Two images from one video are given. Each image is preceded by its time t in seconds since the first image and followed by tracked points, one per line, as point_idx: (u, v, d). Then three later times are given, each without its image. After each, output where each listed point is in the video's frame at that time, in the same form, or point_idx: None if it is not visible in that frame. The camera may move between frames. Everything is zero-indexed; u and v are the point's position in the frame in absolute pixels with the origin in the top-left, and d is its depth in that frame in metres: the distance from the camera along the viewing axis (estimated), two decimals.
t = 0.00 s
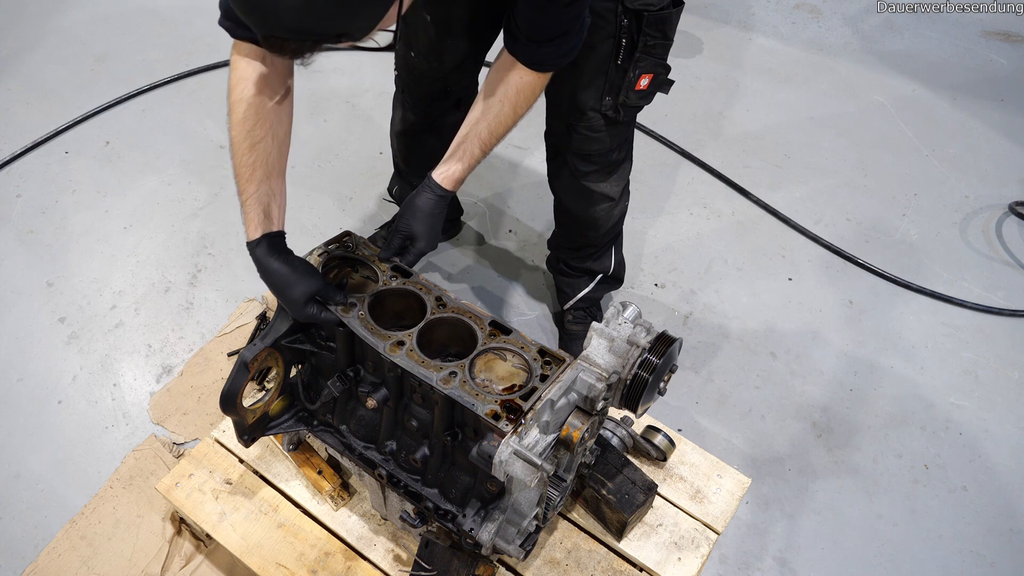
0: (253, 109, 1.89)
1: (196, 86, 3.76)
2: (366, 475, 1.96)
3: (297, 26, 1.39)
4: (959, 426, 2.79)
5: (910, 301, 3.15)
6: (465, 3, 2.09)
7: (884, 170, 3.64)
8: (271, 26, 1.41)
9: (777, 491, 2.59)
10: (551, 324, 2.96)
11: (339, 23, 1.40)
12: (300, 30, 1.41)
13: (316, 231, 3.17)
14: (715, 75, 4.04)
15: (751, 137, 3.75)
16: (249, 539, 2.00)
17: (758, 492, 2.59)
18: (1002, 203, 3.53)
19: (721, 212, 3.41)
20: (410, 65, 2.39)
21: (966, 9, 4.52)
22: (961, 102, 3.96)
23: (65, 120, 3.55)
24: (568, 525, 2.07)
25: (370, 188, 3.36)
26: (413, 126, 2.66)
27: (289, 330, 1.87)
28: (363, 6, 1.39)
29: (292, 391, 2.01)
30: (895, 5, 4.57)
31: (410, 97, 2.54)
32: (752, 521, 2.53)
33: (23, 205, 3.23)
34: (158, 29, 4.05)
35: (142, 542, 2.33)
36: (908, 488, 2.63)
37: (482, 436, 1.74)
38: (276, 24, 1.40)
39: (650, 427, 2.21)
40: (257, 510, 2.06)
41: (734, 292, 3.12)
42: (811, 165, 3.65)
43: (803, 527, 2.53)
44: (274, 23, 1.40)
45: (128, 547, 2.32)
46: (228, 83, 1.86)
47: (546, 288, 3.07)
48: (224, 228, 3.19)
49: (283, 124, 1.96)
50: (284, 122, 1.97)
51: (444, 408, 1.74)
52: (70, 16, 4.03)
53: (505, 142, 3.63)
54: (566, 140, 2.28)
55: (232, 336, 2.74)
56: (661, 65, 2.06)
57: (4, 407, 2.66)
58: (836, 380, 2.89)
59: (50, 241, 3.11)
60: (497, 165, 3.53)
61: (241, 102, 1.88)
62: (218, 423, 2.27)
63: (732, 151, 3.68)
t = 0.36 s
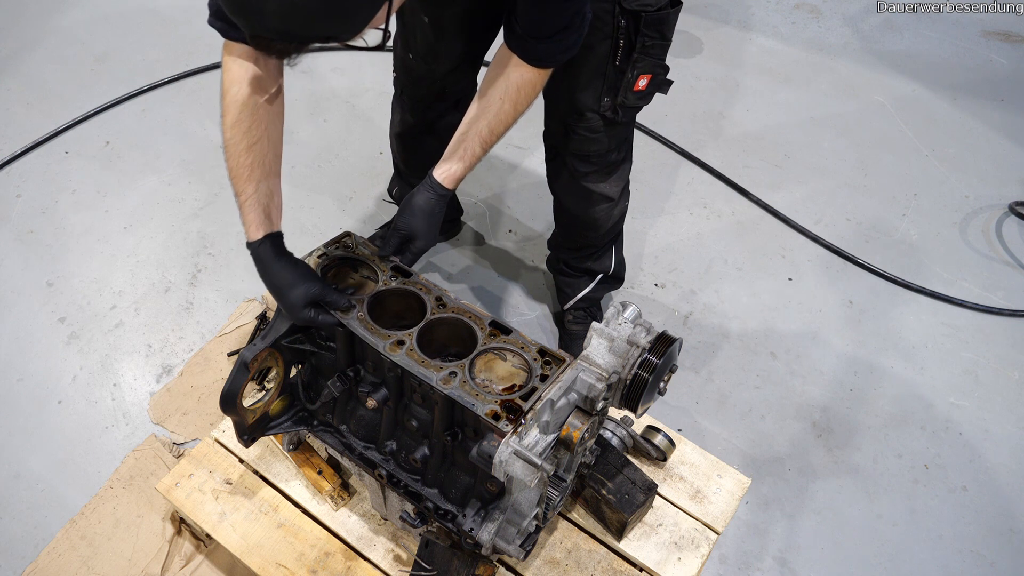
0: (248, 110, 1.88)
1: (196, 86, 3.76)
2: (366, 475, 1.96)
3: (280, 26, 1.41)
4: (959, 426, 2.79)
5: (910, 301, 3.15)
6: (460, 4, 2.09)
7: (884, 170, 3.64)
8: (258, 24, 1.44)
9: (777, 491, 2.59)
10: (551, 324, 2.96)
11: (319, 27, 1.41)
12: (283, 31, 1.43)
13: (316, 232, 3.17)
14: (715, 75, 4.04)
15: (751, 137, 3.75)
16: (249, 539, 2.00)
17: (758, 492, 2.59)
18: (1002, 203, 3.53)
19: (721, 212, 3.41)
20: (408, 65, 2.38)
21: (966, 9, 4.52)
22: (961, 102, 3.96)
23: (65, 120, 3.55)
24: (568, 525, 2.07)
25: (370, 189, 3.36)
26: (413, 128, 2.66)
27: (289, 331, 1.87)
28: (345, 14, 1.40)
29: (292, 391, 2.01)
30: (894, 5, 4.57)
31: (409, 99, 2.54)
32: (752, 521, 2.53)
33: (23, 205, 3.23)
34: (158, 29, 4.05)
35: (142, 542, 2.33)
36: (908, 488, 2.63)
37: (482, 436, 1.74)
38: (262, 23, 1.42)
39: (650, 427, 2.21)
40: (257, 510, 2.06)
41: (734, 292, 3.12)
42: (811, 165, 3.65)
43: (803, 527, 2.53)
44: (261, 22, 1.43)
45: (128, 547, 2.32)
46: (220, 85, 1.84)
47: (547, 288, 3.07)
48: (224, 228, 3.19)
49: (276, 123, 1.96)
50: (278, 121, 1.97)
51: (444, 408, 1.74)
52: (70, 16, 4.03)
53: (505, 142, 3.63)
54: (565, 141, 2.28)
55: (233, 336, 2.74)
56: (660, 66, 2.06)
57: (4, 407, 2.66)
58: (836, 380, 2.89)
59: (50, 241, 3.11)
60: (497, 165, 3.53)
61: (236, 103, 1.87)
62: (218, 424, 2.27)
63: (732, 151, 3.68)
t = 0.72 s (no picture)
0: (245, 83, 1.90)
1: (196, 86, 3.76)
2: (366, 476, 1.96)
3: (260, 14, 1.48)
4: (959, 426, 2.79)
5: (910, 301, 3.15)
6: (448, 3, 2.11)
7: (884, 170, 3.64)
8: None
9: (776, 491, 2.59)
10: (551, 324, 2.96)
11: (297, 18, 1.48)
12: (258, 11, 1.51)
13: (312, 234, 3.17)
14: (715, 75, 4.04)
15: (751, 137, 3.75)
16: (249, 539, 2.00)
17: (758, 492, 2.59)
18: (1003, 203, 3.53)
19: (722, 212, 3.41)
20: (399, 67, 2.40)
21: (966, 9, 4.51)
22: (961, 102, 3.96)
23: (65, 120, 3.55)
24: (568, 525, 2.07)
25: (370, 188, 3.36)
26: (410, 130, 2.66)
27: (289, 330, 1.87)
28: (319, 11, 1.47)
29: (292, 391, 2.01)
30: (895, 5, 4.56)
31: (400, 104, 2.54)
32: (752, 521, 2.53)
33: (23, 205, 3.23)
34: (158, 29, 4.05)
35: (142, 542, 2.33)
36: (908, 488, 2.63)
37: (482, 436, 1.74)
38: None
39: (650, 427, 2.21)
40: (257, 510, 2.06)
41: (735, 293, 3.12)
42: (811, 165, 3.64)
43: (803, 527, 2.53)
44: None
45: (128, 547, 2.32)
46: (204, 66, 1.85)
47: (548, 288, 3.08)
48: (224, 228, 3.19)
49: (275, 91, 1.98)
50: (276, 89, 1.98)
51: (444, 408, 1.74)
52: (70, 16, 4.03)
53: (505, 142, 3.62)
54: (559, 141, 2.29)
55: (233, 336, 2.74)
56: (650, 65, 2.06)
57: (4, 407, 2.66)
58: (836, 380, 2.89)
59: (50, 241, 3.11)
60: (497, 165, 3.53)
61: (234, 81, 1.89)
62: (218, 424, 2.27)
63: (732, 151, 3.68)
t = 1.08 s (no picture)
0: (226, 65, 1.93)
1: (196, 86, 3.76)
2: (366, 475, 1.96)
3: None
4: (959, 426, 2.79)
5: (910, 301, 3.15)
6: None
7: (884, 170, 3.64)
8: None
9: (777, 491, 2.60)
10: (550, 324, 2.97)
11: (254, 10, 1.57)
12: None
13: (313, 233, 3.18)
14: (715, 75, 4.03)
15: (751, 137, 3.75)
16: (249, 539, 2.00)
17: (758, 492, 2.59)
18: (1003, 203, 3.53)
19: (721, 212, 3.41)
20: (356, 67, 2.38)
21: (966, 9, 4.51)
22: (961, 102, 3.96)
23: (65, 120, 3.55)
24: (568, 525, 2.07)
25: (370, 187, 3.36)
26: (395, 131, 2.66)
27: (289, 330, 1.87)
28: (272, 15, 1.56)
29: (292, 391, 2.01)
30: (895, 5, 4.55)
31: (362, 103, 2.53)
32: (752, 521, 2.53)
33: (22, 205, 3.23)
34: (158, 28, 4.05)
35: (142, 542, 2.33)
36: (908, 488, 2.63)
37: (482, 436, 1.74)
38: None
39: (650, 427, 2.21)
40: (257, 510, 2.06)
41: (734, 293, 3.12)
42: (812, 166, 3.64)
43: (803, 527, 2.53)
44: None
45: (128, 547, 2.32)
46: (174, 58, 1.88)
47: (547, 288, 3.08)
48: (224, 228, 3.19)
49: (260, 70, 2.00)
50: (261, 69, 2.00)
51: (444, 408, 1.74)
52: (70, 15, 4.03)
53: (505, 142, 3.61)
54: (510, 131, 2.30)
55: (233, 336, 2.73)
56: (600, 45, 2.08)
57: (5, 407, 2.66)
58: (836, 380, 2.89)
59: (50, 241, 3.11)
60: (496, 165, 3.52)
61: (216, 67, 1.94)
62: (218, 423, 2.27)
63: (732, 151, 3.68)
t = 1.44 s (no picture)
0: (200, 65, 1.94)
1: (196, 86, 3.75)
2: (366, 476, 1.96)
3: None
4: (959, 426, 2.79)
5: (910, 301, 3.15)
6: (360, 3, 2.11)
7: (884, 170, 3.64)
8: None
9: (777, 491, 2.60)
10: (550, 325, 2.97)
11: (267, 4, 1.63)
12: None
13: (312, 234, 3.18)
14: (715, 76, 4.03)
15: (751, 137, 3.74)
16: (249, 539, 2.01)
17: (758, 492, 2.59)
18: (1003, 203, 3.53)
19: (721, 212, 3.41)
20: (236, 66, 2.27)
21: (966, 9, 4.50)
22: (961, 102, 3.96)
23: (65, 120, 3.55)
24: (568, 525, 2.07)
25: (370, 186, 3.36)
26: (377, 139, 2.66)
27: (289, 330, 1.87)
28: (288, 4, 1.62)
29: (292, 391, 2.01)
30: (894, 5, 4.55)
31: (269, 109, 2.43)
32: (752, 521, 2.53)
33: (22, 205, 3.23)
34: (158, 28, 4.05)
35: (142, 542, 2.33)
36: (908, 488, 2.63)
37: (482, 436, 1.74)
38: None
39: (650, 427, 2.21)
40: (257, 510, 2.06)
41: (735, 293, 3.12)
42: (811, 165, 3.64)
43: (803, 527, 2.53)
44: None
45: (128, 547, 2.32)
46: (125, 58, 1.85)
47: (547, 289, 3.08)
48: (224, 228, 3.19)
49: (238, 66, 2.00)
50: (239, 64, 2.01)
51: (444, 408, 1.74)
52: (70, 15, 4.02)
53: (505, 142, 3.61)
54: (454, 138, 2.29)
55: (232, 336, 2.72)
56: (534, 47, 2.15)
57: (5, 407, 2.66)
58: (836, 380, 2.89)
59: (50, 241, 3.11)
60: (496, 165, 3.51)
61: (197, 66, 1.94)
62: (218, 423, 2.27)
63: (732, 151, 3.68)
